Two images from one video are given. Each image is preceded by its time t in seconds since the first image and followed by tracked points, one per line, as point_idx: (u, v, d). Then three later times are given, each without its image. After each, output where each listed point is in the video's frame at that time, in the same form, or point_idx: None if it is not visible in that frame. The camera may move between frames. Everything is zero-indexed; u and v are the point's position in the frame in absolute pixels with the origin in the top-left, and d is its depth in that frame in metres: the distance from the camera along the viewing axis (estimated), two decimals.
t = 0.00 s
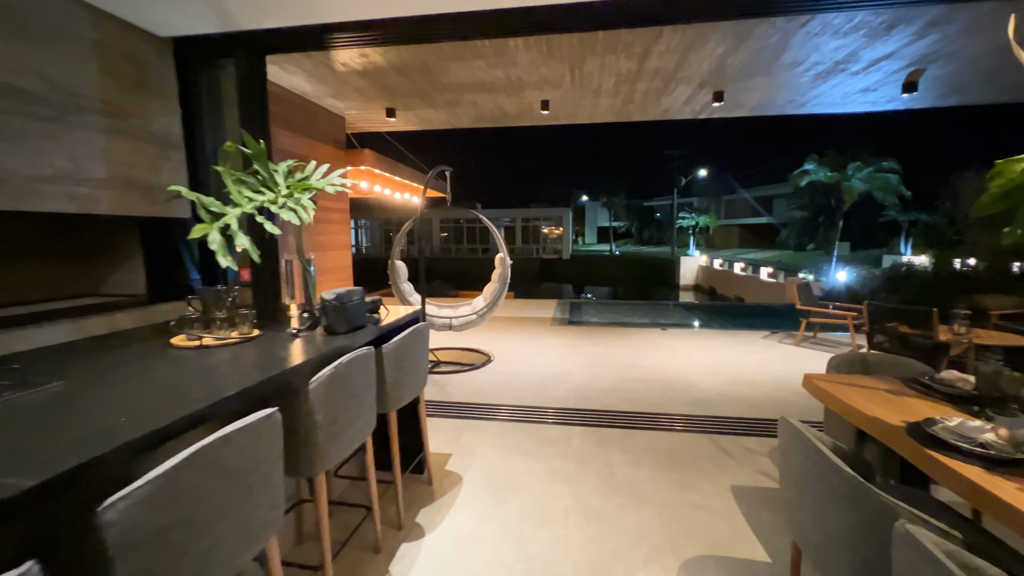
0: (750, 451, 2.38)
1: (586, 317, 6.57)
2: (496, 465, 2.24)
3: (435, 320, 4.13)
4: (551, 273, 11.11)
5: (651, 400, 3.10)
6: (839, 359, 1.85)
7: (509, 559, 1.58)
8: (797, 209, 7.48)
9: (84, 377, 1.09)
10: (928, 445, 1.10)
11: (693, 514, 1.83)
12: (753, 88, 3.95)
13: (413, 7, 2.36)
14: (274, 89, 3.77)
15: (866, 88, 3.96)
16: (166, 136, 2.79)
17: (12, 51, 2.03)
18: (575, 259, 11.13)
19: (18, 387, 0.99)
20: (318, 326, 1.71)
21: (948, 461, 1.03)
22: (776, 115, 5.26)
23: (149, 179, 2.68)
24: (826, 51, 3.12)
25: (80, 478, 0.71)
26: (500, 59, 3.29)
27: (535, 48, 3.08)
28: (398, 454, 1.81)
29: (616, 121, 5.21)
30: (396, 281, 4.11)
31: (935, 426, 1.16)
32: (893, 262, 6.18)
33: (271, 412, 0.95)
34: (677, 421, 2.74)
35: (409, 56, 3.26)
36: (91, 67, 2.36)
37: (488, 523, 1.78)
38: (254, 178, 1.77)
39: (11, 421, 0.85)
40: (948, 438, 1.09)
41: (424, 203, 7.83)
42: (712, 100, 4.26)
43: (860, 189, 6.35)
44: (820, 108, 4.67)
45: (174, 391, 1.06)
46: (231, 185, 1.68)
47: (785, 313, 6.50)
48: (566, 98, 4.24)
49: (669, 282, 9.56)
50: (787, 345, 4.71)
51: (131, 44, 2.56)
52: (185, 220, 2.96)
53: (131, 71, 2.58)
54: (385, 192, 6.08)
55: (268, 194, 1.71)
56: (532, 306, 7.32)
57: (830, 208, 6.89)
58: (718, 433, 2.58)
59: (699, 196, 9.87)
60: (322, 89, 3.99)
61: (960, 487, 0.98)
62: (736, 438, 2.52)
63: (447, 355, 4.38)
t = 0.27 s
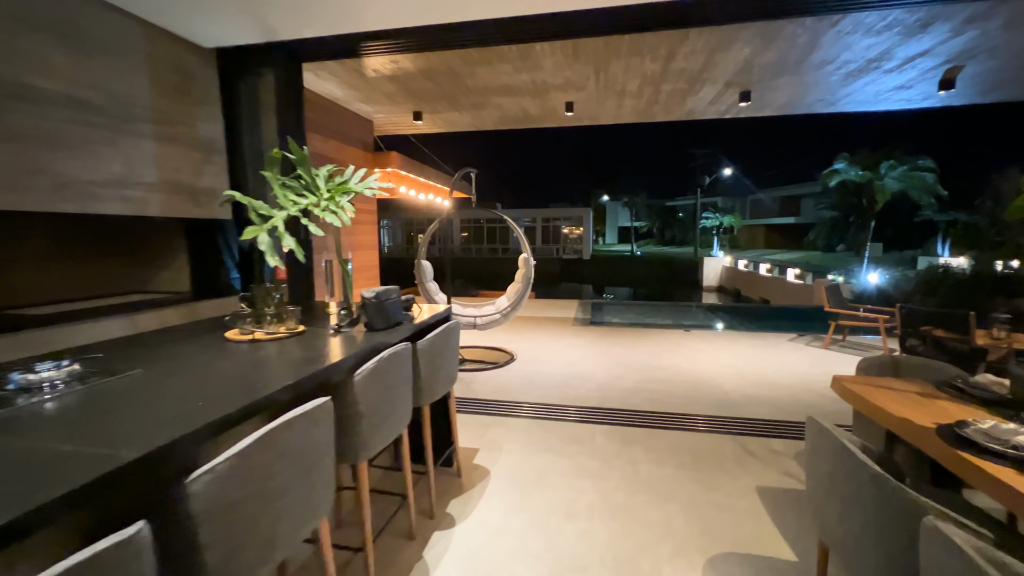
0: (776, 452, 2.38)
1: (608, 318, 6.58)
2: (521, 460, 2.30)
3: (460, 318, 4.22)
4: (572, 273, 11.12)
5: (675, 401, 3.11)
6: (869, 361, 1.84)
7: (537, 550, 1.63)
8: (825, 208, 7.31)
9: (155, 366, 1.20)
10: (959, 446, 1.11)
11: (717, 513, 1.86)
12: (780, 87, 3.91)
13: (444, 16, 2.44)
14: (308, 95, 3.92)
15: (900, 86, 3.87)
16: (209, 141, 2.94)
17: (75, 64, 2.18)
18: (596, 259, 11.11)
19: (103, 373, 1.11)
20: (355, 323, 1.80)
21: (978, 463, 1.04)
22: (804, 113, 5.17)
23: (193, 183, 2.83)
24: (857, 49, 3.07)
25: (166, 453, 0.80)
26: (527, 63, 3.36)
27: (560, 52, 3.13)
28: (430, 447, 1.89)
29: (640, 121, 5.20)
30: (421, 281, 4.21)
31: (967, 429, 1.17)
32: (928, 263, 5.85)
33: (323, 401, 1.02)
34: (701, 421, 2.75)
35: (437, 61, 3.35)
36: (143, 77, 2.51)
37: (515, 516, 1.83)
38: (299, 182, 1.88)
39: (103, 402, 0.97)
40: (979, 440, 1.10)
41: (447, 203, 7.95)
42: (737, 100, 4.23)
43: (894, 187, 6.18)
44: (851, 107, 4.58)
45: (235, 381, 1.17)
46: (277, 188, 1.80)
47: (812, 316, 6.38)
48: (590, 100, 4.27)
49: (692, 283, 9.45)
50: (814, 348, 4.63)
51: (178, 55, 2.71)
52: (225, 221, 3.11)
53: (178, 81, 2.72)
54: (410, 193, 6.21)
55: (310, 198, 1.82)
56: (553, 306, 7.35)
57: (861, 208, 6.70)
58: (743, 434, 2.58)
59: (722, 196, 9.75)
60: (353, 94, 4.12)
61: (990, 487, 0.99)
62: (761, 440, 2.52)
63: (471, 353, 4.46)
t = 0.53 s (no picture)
0: (801, 452, 2.39)
1: (628, 318, 6.59)
2: (547, 455, 2.36)
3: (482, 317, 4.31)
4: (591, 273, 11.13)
5: (697, 400, 3.13)
6: (896, 361, 1.85)
7: (564, 539, 1.69)
8: (853, 208, 7.06)
9: (217, 356, 1.30)
10: (986, 443, 1.13)
11: (742, 508, 1.89)
12: (806, 87, 3.88)
13: (473, 23, 2.52)
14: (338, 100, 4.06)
15: (931, 83, 3.80)
16: (247, 146, 3.08)
17: (130, 76, 2.34)
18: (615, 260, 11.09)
19: (173, 361, 1.22)
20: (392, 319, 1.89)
21: (1006, 459, 1.06)
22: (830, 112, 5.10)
23: (233, 186, 2.98)
24: (886, 48, 3.04)
25: (243, 430, 0.89)
26: (550, 67, 3.42)
27: (584, 55, 3.18)
28: (461, 439, 1.97)
29: (662, 122, 5.21)
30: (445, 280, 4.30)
31: (994, 427, 1.18)
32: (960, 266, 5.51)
33: (372, 388, 1.10)
34: (724, 421, 2.77)
35: (464, 66, 3.44)
36: (190, 86, 2.66)
37: (542, 506, 1.90)
38: (338, 184, 1.98)
39: (179, 387, 1.07)
40: (1007, 437, 1.12)
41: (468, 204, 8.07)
42: (762, 100, 4.21)
43: (924, 186, 6.12)
44: (879, 105, 4.51)
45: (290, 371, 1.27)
46: (318, 190, 1.91)
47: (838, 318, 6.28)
48: (612, 101, 4.29)
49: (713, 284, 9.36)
50: (840, 350, 4.57)
51: (220, 65, 2.86)
52: (262, 222, 3.25)
53: (220, 89, 2.87)
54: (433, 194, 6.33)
55: (348, 200, 1.92)
56: (572, 306, 7.39)
57: (891, 208, 6.56)
58: (767, 434, 2.60)
59: (745, 195, 9.10)
60: (380, 98, 4.24)
61: (1016, 483, 1.01)
62: (786, 439, 2.53)
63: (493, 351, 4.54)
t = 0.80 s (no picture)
0: (820, 451, 2.40)
1: (645, 318, 6.59)
2: (567, 450, 2.42)
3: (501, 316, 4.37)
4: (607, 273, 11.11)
5: (715, 399, 3.15)
6: (918, 360, 1.86)
7: (586, 530, 1.75)
8: (876, 206, 6.76)
9: (263, 349, 1.39)
10: (1007, 440, 1.15)
11: (760, 504, 1.92)
12: (827, 86, 3.85)
13: (496, 29, 2.59)
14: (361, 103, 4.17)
15: (957, 81, 3.74)
16: (277, 149, 3.20)
17: (172, 84, 2.46)
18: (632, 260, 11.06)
19: (226, 353, 1.31)
20: (420, 316, 1.97)
21: None
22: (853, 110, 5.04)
23: (264, 188, 3.10)
24: (911, 46, 3.01)
25: (300, 414, 0.97)
26: (570, 69, 3.46)
27: (604, 58, 3.22)
28: (485, 432, 2.04)
29: (680, 121, 5.20)
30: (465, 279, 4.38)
31: (1017, 424, 1.20)
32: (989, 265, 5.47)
33: (409, 380, 1.17)
34: (741, 419, 2.79)
35: (485, 70, 3.51)
36: (225, 93, 2.79)
37: (564, 498, 1.96)
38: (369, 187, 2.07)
39: (235, 376, 1.16)
40: None
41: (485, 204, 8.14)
42: (782, 99, 4.19)
43: (952, 185, 5.88)
44: (904, 103, 4.44)
45: (331, 364, 1.35)
46: (350, 192, 2.00)
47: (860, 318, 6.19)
48: (631, 102, 4.32)
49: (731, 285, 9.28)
50: (861, 351, 4.52)
51: (253, 72, 2.98)
52: (290, 222, 3.36)
53: (253, 95, 2.99)
54: (451, 194, 6.42)
55: (379, 202, 2.01)
56: (589, 306, 7.42)
57: (914, 207, 6.33)
58: (787, 433, 2.61)
59: (764, 195, 8.38)
60: (402, 102, 4.34)
61: None
62: (806, 438, 2.54)
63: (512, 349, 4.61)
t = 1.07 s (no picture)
0: (836, 451, 2.41)
1: (659, 318, 6.59)
2: (581, 446, 2.47)
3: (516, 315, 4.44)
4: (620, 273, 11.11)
5: (730, 399, 3.17)
6: (934, 362, 1.87)
7: (601, 523, 1.80)
8: (897, 206, 6.67)
9: (296, 345, 1.47)
10: (1017, 437, 1.18)
11: (774, 501, 1.95)
12: (844, 85, 3.83)
13: (513, 36, 2.65)
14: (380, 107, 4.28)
15: (979, 79, 3.69)
16: (300, 153, 3.30)
17: (202, 92, 2.57)
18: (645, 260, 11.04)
19: (262, 348, 1.40)
20: (440, 315, 2.03)
21: None
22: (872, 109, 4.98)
23: (288, 190, 3.21)
24: (929, 46, 2.99)
25: (337, 404, 1.04)
26: (585, 72, 3.51)
27: (619, 60, 3.26)
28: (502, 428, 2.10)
29: (695, 122, 5.20)
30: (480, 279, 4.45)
31: None
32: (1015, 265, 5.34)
33: (434, 374, 1.23)
34: (755, 419, 2.81)
35: (501, 74, 3.58)
36: (252, 100, 2.90)
37: (579, 493, 2.01)
38: (391, 190, 2.14)
39: (273, 370, 1.24)
40: None
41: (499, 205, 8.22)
42: (798, 99, 4.18)
43: (975, 184, 5.76)
44: (924, 102, 4.38)
45: (359, 361, 1.43)
46: (374, 196, 2.09)
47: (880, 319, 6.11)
48: (645, 104, 4.34)
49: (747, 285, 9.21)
50: (879, 352, 4.48)
51: (278, 79, 3.09)
52: (312, 224, 3.47)
53: (277, 101, 3.10)
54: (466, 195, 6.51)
55: (401, 205, 2.09)
56: (602, 306, 7.45)
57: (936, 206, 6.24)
58: (802, 433, 2.63)
59: (780, 194, 8.31)
60: (419, 105, 4.43)
61: None
62: (821, 438, 2.55)
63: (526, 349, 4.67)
